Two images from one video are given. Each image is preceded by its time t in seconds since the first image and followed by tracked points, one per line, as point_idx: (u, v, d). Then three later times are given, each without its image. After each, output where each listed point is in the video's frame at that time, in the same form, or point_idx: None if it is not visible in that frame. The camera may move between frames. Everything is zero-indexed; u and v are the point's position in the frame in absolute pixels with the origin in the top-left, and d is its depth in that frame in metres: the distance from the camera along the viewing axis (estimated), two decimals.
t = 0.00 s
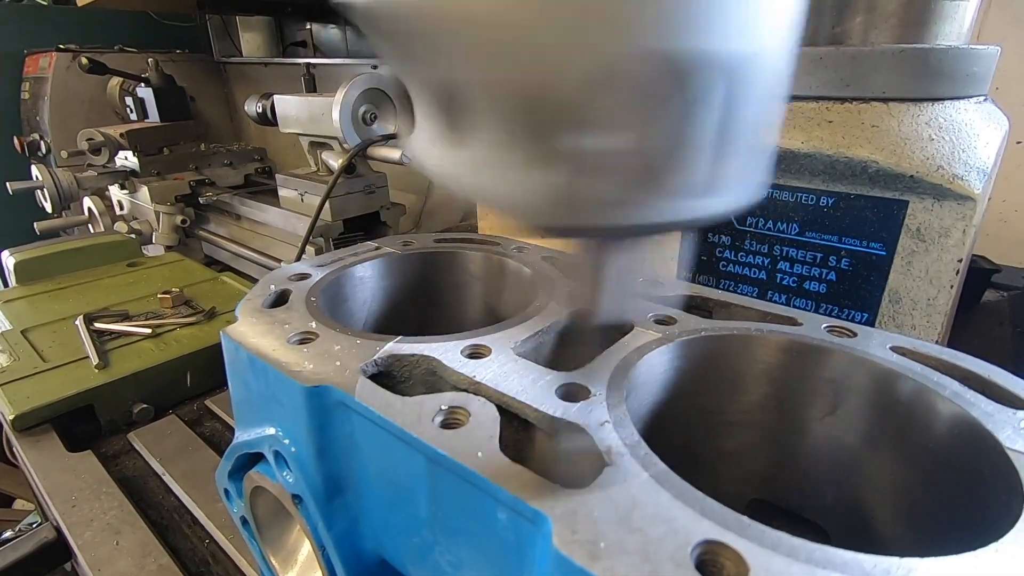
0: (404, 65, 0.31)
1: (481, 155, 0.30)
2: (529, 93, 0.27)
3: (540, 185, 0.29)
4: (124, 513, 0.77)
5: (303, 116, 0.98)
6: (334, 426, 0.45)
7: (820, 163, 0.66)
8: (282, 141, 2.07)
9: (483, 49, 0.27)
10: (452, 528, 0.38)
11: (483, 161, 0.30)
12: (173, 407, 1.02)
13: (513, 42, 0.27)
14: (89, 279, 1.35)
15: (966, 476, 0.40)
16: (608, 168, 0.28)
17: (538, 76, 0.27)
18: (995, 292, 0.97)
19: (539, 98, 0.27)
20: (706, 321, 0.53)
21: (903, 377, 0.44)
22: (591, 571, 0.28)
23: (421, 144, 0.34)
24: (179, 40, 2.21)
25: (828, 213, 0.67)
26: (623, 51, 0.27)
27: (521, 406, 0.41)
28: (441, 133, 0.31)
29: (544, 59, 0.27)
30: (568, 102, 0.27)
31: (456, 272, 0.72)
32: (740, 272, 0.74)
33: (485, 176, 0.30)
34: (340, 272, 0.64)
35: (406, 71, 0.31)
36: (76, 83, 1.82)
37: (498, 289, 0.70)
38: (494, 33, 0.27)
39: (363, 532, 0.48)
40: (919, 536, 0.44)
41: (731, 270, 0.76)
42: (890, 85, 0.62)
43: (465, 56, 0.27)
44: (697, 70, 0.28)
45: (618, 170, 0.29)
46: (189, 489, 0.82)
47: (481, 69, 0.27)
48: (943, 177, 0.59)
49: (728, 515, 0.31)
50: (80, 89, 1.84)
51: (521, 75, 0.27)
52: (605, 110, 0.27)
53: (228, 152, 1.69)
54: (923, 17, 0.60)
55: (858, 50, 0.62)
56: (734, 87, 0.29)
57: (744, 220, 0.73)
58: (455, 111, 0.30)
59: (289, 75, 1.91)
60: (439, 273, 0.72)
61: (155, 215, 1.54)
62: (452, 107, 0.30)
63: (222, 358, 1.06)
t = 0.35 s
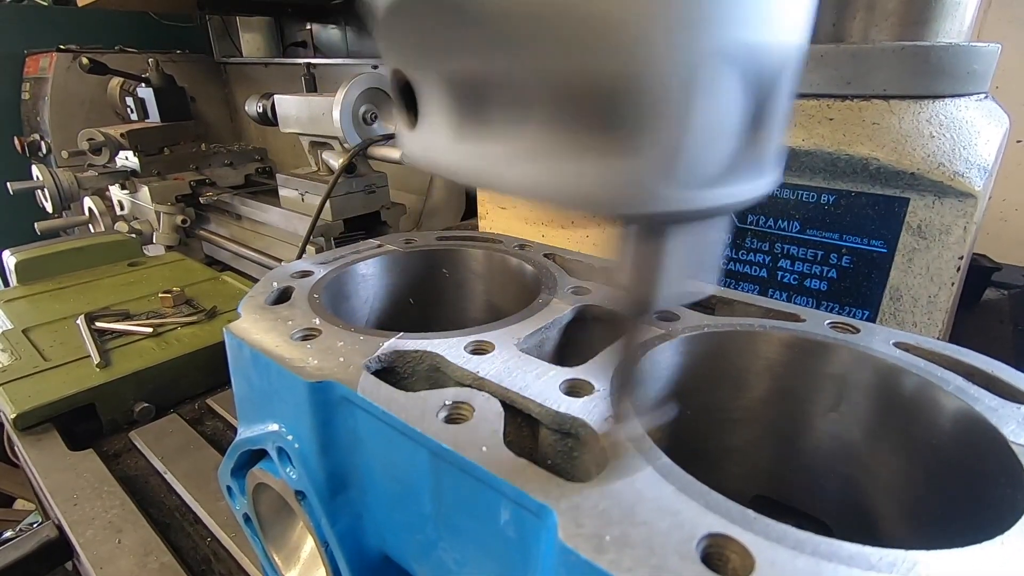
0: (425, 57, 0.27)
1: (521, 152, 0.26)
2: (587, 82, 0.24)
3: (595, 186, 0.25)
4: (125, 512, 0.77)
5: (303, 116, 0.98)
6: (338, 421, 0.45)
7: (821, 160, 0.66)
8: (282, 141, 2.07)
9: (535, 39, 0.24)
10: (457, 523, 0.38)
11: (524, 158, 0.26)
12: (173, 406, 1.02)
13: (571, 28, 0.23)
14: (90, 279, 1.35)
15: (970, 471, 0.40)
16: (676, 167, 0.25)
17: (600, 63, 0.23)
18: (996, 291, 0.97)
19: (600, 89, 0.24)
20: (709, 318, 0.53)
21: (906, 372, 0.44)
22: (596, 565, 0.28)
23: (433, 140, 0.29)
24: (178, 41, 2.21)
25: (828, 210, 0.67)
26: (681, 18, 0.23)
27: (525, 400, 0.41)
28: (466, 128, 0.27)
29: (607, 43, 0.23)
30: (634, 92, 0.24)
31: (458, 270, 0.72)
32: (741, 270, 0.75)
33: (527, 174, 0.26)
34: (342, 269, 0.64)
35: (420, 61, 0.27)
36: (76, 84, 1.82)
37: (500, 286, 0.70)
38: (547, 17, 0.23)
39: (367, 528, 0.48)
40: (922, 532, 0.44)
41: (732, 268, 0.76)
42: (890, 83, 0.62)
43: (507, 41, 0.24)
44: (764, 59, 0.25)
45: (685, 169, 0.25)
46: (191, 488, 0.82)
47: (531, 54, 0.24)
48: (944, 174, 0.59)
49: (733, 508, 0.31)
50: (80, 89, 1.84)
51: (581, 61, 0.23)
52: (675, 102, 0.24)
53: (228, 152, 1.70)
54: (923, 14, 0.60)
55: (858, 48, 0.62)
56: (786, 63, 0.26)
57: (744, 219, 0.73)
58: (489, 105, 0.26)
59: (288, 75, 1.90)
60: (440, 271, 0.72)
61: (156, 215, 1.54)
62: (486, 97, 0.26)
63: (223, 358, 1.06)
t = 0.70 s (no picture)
0: (454, 52, 0.25)
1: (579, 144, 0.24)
2: (650, 68, 0.23)
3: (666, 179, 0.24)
4: (127, 509, 0.77)
5: (304, 114, 0.98)
6: (338, 417, 0.46)
7: (821, 157, 0.66)
8: (282, 140, 2.07)
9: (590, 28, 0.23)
10: (457, 521, 0.38)
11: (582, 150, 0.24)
12: (174, 404, 1.02)
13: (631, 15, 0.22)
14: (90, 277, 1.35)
15: (972, 468, 0.40)
16: (738, 154, 0.24)
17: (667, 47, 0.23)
18: (997, 289, 0.97)
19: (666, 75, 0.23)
20: (711, 314, 0.52)
21: (909, 368, 0.44)
22: (598, 560, 0.28)
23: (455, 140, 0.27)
24: (179, 40, 2.21)
25: (828, 208, 0.67)
26: None
27: (526, 396, 0.41)
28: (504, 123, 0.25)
29: (665, 30, 0.22)
30: (699, 75, 0.23)
31: (458, 267, 0.72)
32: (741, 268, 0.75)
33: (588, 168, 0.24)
34: (342, 266, 0.64)
35: (443, 57, 0.26)
36: (76, 82, 1.82)
37: (501, 284, 0.70)
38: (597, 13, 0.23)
39: (367, 524, 0.48)
40: (924, 529, 0.44)
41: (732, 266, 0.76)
42: (891, 80, 0.61)
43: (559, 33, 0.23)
44: (795, 46, 0.25)
45: (739, 155, 0.24)
46: (191, 485, 0.82)
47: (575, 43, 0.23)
48: (944, 171, 0.59)
49: (734, 504, 0.31)
50: (81, 88, 1.84)
51: (642, 49, 0.23)
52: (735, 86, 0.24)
53: (229, 151, 1.70)
54: (923, 12, 0.60)
55: (859, 45, 0.62)
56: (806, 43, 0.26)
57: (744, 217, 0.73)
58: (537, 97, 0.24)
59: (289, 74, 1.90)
60: (441, 269, 0.72)
61: (156, 213, 1.54)
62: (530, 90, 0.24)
63: (224, 356, 1.06)
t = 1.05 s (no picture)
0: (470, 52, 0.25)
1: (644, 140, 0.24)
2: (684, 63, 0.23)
3: (729, 172, 0.24)
4: (126, 508, 0.77)
5: (304, 113, 0.98)
6: (337, 416, 0.45)
7: (823, 156, 0.65)
8: (282, 139, 2.06)
9: (641, 26, 0.23)
10: (456, 521, 0.38)
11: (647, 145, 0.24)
12: (174, 403, 1.02)
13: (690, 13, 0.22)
14: (90, 275, 1.35)
15: (975, 469, 0.40)
16: (765, 147, 0.25)
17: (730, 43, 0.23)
18: (998, 289, 0.97)
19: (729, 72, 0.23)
20: (711, 314, 0.52)
21: (911, 369, 0.43)
22: (598, 561, 0.28)
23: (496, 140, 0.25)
24: (179, 39, 2.20)
25: (829, 207, 0.67)
26: None
27: (526, 395, 0.41)
28: (552, 121, 0.24)
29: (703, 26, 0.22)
30: (756, 71, 0.23)
31: (459, 266, 0.71)
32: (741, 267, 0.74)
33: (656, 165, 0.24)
34: (341, 265, 0.64)
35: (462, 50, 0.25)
36: (76, 81, 1.81)
37: (501, 283, 0.70)
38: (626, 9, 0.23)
39: (366, 524, 0.48)
40: (926, 530, 0.43)
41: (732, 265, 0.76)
42: (891, 79, 0.61)
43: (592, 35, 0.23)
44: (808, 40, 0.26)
45: (767, 146, 0.25)
46: (191, 484, 0.82)
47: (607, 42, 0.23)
48: (944, 171, 0.59)
49: (736, 505, 0.31)
50: (81, 87, 1.83)
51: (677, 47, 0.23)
52: (776, 83, 0.24)
53: (229, 150, 1.71)
54: (924, 10, 0.60)
55: (860, 43, 0.61)
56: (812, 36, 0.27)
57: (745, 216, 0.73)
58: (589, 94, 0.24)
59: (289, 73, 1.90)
60: (442, 267, 0.72)
61: (156, 212, 1.54)
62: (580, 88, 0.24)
63: (223, 354, 1.06)
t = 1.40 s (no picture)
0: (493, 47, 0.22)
1: (699, 133, 0.23)
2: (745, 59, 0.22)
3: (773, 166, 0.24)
4: (124, 508, 0.77)
5: (303, 112, 0.98)
6: (335, 416, 0.45)
7: (822, 156, 0.65)
8: (282, 138, 2.06)
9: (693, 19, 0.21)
10: (455, 521, 0.37)
11: (704, 138, 0.23)
12: (173, 402, 1.02)
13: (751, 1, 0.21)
14: (89, 274, 1.35)
15: (976, 470, 0.40)
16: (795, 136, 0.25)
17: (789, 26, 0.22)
18: (998, 289, 0.97)
19: (784, 63, 0.22)
20: (711, 314, 0.52)
21: (912, 370, 0.43)
22: (598, 564, 0.28)
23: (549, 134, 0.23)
24: (180, 38, 2.20)
25: (828, 207, 0.66)
26: None
27: (525, 396, 0.40)
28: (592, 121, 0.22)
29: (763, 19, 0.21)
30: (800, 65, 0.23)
31: (458, 266, 0.71)
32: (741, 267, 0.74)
33: (713, 158, 0.23)
34: (340, 264, 0.64)
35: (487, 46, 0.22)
36: (76, 80, 1.81)
37: (500, 282, 0.69)
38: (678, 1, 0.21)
39: (365, 524, 0.47)
40: (928, 532, 0.43)
41: (732, 264, 0.75)
42: (892, 78, 0.61)
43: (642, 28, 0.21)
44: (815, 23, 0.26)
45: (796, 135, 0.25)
46: (190, 484, 0.82)
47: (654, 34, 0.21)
48: (945, 170, 0.58)
49: (736, 507, 0.31)
50: (81, 86, 1.83)
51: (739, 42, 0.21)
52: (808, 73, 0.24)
53: (229, 149, 1.70)
54: (925, 9, 0.59)
55: (861, 42, 0.61)
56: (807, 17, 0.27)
57: (744, 216, 0.73)
58: (641, 90, 0.22)
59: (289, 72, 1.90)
60: (441, 267, 0.71)
61: (156, 211, 1.54)
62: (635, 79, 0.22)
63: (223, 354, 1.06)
